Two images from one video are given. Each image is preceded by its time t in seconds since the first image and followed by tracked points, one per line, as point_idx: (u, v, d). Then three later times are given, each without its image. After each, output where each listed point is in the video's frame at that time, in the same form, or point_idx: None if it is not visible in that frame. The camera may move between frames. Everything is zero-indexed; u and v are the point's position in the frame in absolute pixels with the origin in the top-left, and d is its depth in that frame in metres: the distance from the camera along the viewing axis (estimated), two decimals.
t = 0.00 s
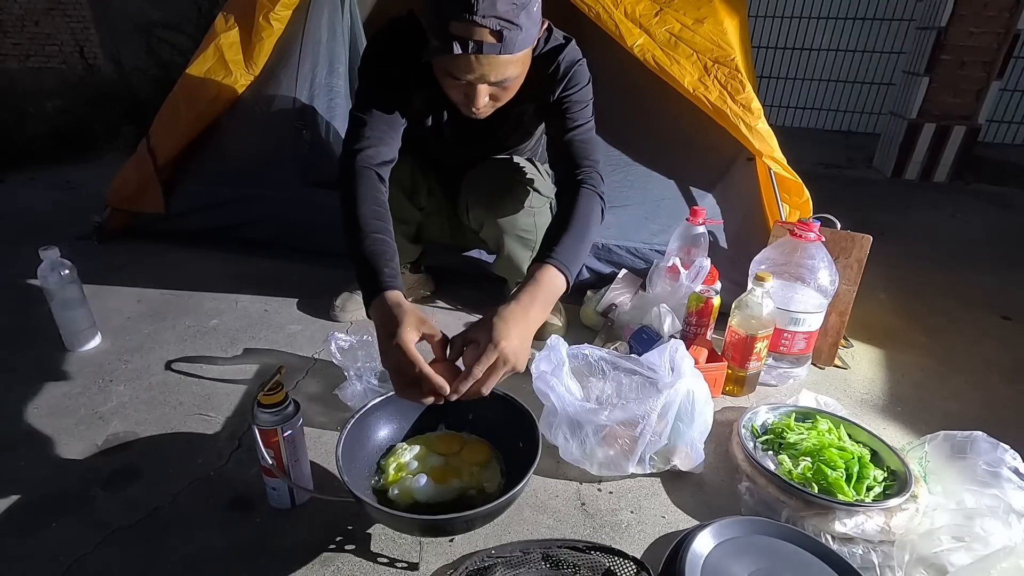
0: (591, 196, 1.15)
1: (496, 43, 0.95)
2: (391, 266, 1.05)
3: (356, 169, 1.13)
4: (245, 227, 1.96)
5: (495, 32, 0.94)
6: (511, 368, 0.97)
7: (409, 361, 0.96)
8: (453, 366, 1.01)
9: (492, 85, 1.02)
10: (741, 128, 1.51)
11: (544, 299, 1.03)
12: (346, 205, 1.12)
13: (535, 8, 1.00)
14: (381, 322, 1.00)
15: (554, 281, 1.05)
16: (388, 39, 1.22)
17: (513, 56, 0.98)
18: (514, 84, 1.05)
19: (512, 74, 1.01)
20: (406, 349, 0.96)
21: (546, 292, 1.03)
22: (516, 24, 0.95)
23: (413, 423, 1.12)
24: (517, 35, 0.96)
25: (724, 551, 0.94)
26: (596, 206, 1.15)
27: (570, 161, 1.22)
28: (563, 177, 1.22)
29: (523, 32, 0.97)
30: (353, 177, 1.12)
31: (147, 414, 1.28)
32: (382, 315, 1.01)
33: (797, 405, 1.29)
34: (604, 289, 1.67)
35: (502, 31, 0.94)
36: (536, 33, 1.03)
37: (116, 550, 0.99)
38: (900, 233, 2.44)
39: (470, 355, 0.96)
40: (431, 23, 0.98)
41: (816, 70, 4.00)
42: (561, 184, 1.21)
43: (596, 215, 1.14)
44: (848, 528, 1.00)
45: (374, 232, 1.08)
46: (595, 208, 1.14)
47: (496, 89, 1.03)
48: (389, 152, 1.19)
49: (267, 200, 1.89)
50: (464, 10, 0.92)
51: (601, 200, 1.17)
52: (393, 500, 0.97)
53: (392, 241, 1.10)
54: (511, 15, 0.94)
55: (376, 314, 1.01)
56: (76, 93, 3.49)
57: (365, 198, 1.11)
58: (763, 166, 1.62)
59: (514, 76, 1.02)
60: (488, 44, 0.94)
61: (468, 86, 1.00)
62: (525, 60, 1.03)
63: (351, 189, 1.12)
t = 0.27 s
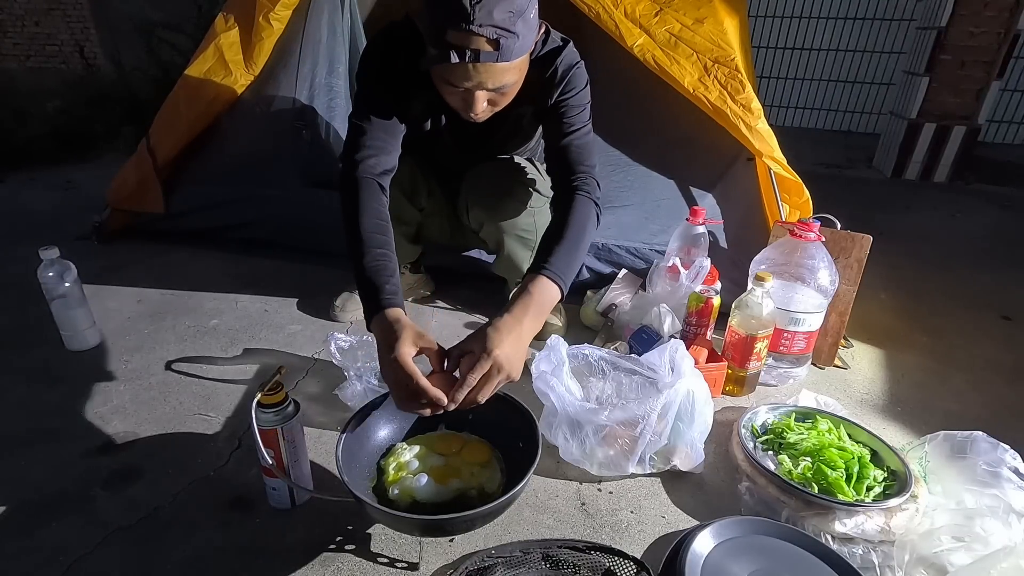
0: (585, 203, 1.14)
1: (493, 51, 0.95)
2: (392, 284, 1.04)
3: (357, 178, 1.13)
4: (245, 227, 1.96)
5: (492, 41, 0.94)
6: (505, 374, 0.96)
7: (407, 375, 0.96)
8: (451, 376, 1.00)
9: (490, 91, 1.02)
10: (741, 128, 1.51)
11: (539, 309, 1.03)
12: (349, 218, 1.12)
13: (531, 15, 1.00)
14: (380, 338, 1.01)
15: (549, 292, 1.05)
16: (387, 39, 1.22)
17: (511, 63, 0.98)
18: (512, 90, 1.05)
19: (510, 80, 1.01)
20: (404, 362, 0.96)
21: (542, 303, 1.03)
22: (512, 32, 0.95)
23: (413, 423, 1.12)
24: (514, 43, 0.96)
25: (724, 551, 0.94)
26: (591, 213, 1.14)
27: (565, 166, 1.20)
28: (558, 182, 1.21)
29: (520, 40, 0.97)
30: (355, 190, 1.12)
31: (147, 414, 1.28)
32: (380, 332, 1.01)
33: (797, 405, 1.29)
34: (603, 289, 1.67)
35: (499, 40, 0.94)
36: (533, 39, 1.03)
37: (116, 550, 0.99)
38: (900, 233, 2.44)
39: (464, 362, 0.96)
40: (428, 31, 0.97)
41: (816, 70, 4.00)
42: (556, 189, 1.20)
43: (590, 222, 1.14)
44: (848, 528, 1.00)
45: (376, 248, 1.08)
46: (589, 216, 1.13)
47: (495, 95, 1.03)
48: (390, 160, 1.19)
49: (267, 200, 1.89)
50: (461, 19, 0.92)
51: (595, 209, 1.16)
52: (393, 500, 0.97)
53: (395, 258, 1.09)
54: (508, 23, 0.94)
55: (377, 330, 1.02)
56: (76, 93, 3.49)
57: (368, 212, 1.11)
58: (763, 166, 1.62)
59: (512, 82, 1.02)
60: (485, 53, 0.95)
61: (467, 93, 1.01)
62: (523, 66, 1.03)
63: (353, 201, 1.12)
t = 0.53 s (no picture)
0: (580, 209, 1.15)
1: (490, 57, 0.95)
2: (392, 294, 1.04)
3: (356, 186, 1.13)
4: (245, 226, 1.96)
5: (489, 47, 0.94)
6: (498, 377, 0.96)
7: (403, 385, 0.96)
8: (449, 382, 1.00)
9: (488, 97, 1.02)
10: (741, 128, 1.51)
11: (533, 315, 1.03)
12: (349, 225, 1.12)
13: (528, 20, 1.00)
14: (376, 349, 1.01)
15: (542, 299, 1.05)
16: (387, 40, 1.22)
17: (508, 68, 0.98)
18: (510, 94, 1.04)
19: (508, 85, 1.01)
20: (398, 372, 0.96)
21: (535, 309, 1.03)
22: (510, 38, 0.95)
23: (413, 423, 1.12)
24: (511, 48, 0.96)
25: (724, 551, 0.94)
26: (585, 218, 1.15)
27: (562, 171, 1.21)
28: (554, 186, 1.22)
29: (517, 45, 0.97)
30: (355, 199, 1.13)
31: (147, 414, 1.28)
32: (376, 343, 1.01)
33: (797, 405, 1.29)
34: (603, 289, 1.68)
35: (496, 46, 0.94)
36: (531, 44, 1.03)
37: (115, 550, 0.99)
38: (900, 233, 2.44)
39: (459, 369, 0.96)
40: (426, 37, 0.98)
41: (816, 70, 4.00)
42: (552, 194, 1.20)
43: (584, 228, 1.14)
44: (848, 528, 1.00)
45: (375, 256, 1.08)
46: (583, 222, 1.14)
47: (493, 100, 1.03)
48: (389, 168, 1.19)
49: (267, 199, 1.89)
50: (458, 26, 0.92)
51: (590, 215, 1.16)
52: (393, 500, 0.97)
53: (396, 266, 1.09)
54: (505, 29, 0.94)
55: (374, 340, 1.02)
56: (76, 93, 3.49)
57: (368, 220, 1.11)
58: (763, 166, 1.62)
59: (509, 87, 1.02)
60: (482, 59, 0.95)
61: (464, 98, 1.01)
62: (521, 70, 1.03)
63: (353, 210, 1.12)
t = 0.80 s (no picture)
0: (585, 211, 1.15)
1: (486, 61, 0.95)
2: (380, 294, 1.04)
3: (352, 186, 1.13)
4: (245, 226, 1.96)
5: (485, 51, 0.94)
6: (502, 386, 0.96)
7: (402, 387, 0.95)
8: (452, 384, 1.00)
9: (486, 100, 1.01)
10: (741, 128, 1.51)
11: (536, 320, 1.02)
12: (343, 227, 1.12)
13: (526, 23, 1.00)
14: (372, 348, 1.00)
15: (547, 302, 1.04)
16: (387, 40, 1.22)
17: (506, 72, 0.98)
18: (508, 97, 1.04)
19: (506, 88, 1.01)
20: (395, 374, 0.96)
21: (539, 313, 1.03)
22: (507, 41, 0.95)
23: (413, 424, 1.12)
24: (508, 52, 0.96)
25: (724, 551, 0.94)
26: (592, 220, 1.15)
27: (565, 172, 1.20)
28: (558, 187, 1.21)
29: (514, 48, 0.97)
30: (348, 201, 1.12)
31: (147, 414, 1.28)
32: (374, 342, 1.01)
33: (797, 405, 1.29)
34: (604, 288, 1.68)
35: (493, 49, 0.94)
36: (529, 47, 1.03)
37: (115, 550, 0.99)
38: (900, 233, 2.44)
39: (465, 373, 0.97)
40: (423, 41, 0.98)
41: (816, 70, 4.00)
42: (556, 197, 1.20)
43: (589, 229, 1.14)
44: (848, 528, 1.00)
45: (367, 256, 1.07)
46: (588, 223, 1.13)
47: (490, 103, 1.03)
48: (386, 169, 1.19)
49: (268, 200, 1.89)
50: (455, 30, 0.92)
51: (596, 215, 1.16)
52: (393, 500, 0.96)
53: (387, 267, 1.09)
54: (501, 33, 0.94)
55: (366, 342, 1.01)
56: (76, 93, 3.49)
57: (361, 219, 1.10)
58: (763, 166, 1.62)
59: (507, 90, 1.01)
60: (479, 63, 0.94)
61: (462, 101, 1.01)
62: (519, 73, 1.03)
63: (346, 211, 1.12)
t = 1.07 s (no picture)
0: (592, 205, 1.15)
1: (483, 63, 0.95)
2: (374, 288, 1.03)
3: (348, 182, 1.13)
4: (245, 227, 1.96)
5: (482, 53, 0.94)
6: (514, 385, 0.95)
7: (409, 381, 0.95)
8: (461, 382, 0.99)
9: (484, 101, 1.02)
10: (741, 128, 1.51)
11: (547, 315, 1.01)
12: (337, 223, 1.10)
13: (523, 24, 1.00)
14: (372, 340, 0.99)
15: (557, 297, 1.04)
16: (387, 39, 1.22)
17: (503, 73, 0.98)
18: (506, 98, 1.05)
19: (503, 90, 1.01)
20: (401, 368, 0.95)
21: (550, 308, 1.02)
22: (503, 43, 0.95)
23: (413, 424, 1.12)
24: (505, 54, 0.96)
25: (724, 551, 0.94)
26: (599, 214, 1.15)
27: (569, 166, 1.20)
28: (563, 182, 1.21)
29: (511, 50, 0.97)
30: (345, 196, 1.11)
31: (147, 414, 1.28)
32: (371, 334, 0.98)
33: (797, 405, 1.29)
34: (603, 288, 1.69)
35: (489, 52, 0.94)
36: (526, 48, 1.02)
37: (115, 550, 0.99)
38: (900, 233, 2.44)
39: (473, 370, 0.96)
40: (420, 43, 0.98)
41: (816, 70, 3.99)
42: (562, 191, 1.20)
43: (597, 221, 1.14)
44: (848, 528, 1.00)
45: (361, 250, 1.06)
46: (595, 215, 1.14)
47: (488, 104, 1.03)
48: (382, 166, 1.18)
49: (268, 200, 1.89)
50: (451, 33, 0.92)
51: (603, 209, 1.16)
52: (393, 500, 0.96)
53: (380, 261, 1.08)
54: (498, 35, 0.94)
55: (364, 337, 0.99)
56: (76, 93, 3.49)
57: (357, 215, 1.10)
58: (763, 166, 1.62)
59: (504, 91, 1.02)
60: (476, 65, 0.95)
61: (459, 103, 1.01)
62: (517, 74, 1.03)
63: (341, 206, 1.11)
